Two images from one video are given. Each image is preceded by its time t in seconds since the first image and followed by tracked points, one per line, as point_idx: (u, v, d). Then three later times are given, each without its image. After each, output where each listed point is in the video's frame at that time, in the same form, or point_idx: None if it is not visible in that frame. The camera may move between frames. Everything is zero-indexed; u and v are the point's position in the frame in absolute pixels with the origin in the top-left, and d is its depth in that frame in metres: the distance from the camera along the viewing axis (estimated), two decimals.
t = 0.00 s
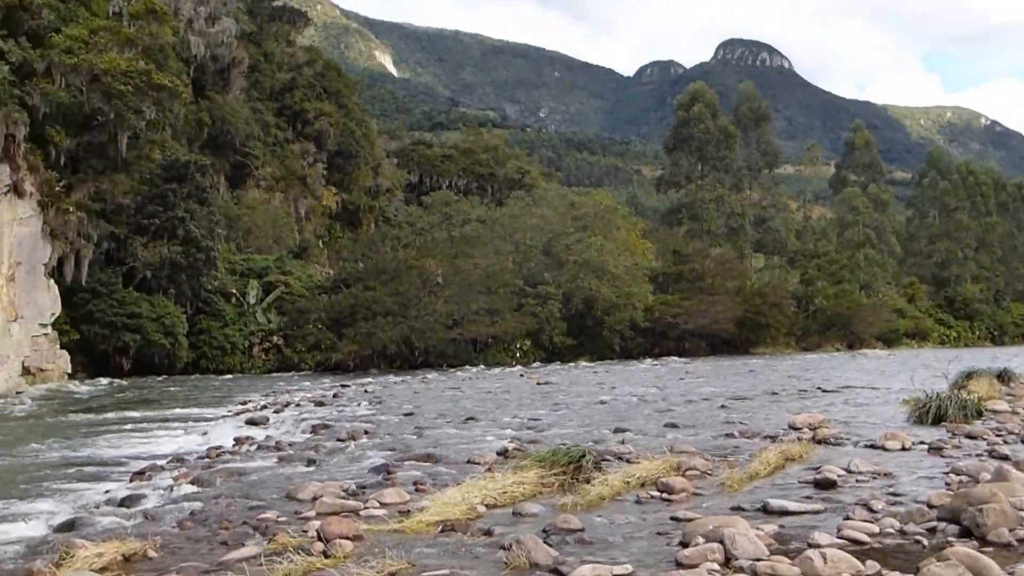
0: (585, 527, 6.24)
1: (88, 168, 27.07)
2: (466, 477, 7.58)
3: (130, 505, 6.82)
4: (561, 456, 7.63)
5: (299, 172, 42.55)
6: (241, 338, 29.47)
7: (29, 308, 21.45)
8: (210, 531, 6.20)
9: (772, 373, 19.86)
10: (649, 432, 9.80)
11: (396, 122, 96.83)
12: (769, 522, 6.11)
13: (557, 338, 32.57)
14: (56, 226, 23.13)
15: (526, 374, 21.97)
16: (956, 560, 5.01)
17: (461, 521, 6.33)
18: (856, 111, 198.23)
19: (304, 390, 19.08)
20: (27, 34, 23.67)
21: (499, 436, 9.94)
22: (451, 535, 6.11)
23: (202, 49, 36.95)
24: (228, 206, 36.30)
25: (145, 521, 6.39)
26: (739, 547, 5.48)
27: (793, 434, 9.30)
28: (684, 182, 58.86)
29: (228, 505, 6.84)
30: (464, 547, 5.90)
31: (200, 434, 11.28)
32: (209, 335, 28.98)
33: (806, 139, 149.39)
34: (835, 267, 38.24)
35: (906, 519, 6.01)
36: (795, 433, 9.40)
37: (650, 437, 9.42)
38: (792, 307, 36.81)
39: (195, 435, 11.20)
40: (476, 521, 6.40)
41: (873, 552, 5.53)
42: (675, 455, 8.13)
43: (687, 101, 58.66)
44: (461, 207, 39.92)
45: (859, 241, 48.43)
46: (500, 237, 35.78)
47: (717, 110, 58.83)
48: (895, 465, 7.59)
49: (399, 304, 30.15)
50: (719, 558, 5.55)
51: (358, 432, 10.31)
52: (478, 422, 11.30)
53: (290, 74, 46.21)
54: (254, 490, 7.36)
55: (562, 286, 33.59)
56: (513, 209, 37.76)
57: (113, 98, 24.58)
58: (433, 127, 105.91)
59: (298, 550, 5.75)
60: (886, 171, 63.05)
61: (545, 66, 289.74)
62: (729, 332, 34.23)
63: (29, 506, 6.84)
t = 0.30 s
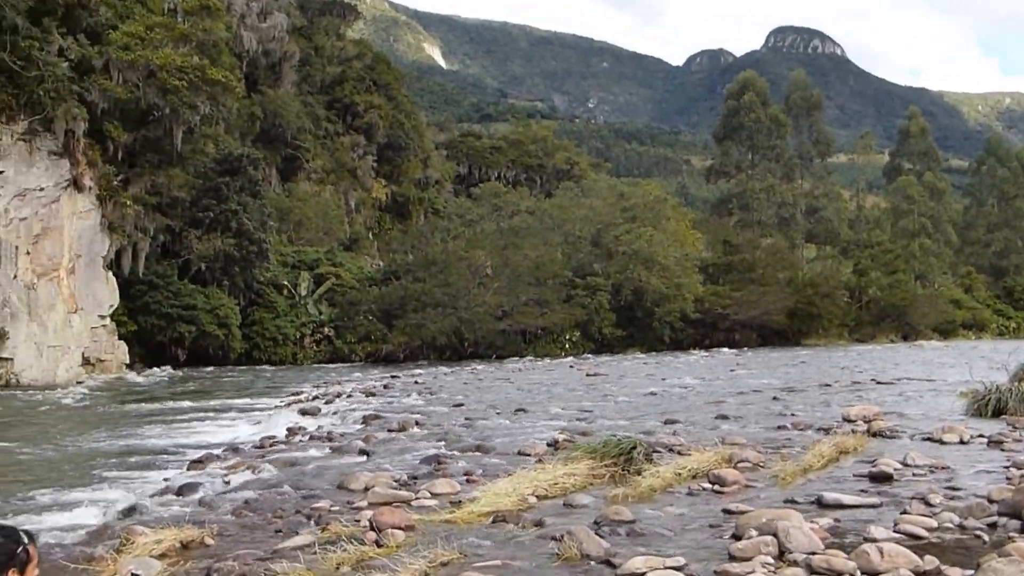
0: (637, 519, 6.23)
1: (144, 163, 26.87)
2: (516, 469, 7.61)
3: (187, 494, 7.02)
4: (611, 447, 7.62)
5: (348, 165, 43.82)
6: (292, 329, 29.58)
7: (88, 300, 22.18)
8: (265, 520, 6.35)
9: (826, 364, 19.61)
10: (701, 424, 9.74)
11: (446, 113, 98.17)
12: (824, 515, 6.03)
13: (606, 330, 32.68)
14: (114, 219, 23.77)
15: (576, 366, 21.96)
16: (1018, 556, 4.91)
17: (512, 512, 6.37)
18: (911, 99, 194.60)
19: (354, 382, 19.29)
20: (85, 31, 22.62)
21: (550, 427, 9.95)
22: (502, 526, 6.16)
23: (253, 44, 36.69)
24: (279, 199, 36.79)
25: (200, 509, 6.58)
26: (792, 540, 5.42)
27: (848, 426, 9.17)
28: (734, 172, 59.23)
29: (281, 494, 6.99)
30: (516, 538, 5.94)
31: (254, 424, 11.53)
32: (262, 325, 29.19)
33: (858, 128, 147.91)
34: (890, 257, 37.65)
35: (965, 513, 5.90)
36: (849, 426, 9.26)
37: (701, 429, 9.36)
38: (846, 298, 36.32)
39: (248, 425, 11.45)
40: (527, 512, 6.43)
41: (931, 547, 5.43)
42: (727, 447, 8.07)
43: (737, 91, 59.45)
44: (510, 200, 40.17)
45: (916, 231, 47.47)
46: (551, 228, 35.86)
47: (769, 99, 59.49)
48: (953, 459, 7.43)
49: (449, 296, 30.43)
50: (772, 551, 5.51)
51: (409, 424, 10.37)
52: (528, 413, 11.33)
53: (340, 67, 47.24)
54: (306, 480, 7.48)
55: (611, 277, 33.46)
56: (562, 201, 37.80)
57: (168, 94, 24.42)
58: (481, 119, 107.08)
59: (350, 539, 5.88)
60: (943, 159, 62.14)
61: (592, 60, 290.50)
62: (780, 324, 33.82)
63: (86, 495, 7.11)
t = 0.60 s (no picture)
0: (684, 511, 6.21)
1: (193, 156, 27.11)
2: (563, 460, 7.63)
3: (236, 482, 7.23)
4: (658, 439, 7.60)
5: (394, 158, 44.73)
6: (338, 320, 30.11)
7: (141, 292, 22.74)
8: (313, 509, 6.55)
9: (875, 355, 19.38)
10: (748, 415, 9.68)
11: (490, 104, 99.37)
12: (875, 509, 5.95)
13: (651, 321, 32.66)
14: (165, 212, 24.38)
15: (622, 356, 21.95)
16: None
17: (558, 503, 6.41)
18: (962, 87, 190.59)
19: (400, 373, 19.51)
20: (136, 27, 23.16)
21: (597, 418, 9.95)
22: (548, 517, 6.21)
23: (299, 37, 37.38)
24: (326, 191, 37.37)
25: (250, 498, 6.78)
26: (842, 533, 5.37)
27: (899, 419, 9.03)
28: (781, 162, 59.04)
29: (329, 485, 7.14)
30: (563, 530, 5.98)
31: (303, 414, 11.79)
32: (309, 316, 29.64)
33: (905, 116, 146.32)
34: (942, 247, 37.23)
35: (1022, 508, 5.77)
36: (900, 418, 9.12)
37: (748, 421, 9.29)
38: (895, 288, 35.86)
39: (295, 415, 11.71)
40: (574, 503, 6.46)
41: (986, 543, 5.32)
42: (775, 439, 8.00)
43: (785, 79, 59.50)
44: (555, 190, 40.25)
45: (967, 220, 46.78)
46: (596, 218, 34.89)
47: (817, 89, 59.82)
48: (1010, 454, 7.26)
49: (493, 288, 30.60)
50: (822, 545, 5.46)
51: (455, 414, 10.44)
52: (573, 404, 11.36)
53: (385, 59, 47.73)
54: (353, 470, 7.62)
55: (657, 269, 33.04)
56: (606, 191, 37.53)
57: (217, 88, 24.62)
58: (527, 110, 108.30)
59: (398, 529, 6.02)
60: (997, 147, 61.06)
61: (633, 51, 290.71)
62: (829, 315, 33.77)
63: (133, 482, 7.40)
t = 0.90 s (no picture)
0: (724, 501, 6.22)
1: (235, 146, 29.90)
2: (602, 450, 7.68)
3: (276, 471, 7.39)
4: (698, 429, 7.63)
5: (432, 148, 46.34)
6: (376, 310, 32.08)
7: (183, 283, 24.50)
8: (354, 497, 6.64)
9: (917, 346, 19.31)
10: (788, 406, 9.70)
11: (531, 95, 101.84)
12: (917, 501, 5.91)
13: (691, 311, 32.26)
14: (207, 203, 26.24)
15: (660, 346, 21.97)
16: None
17: (598, 493, 6.45)
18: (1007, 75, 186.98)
19: (439, 362, 19.75)
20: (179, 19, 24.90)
21: (637, 407, 10.02)
22: (588, 506, 6.26)
23: (339, 29, 39.23)
24: (366, 183, 38.96)
25: (289, 487, 6.90)
26: (883, 524, 5.33)
27: (941, 410, 8.97)
28: (822, 151, 58.74)
29: (368, 473, 7.27)
30: (602, 519, 6.02)
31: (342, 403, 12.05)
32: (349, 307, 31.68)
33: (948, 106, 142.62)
34: (983, 236, 36.98)
35: None
36: (942, 409, 9.07)
37: (788, 411, 9.29)
38: (937, 278, 35.64)
39: (336, 404, 11.99)
40: (613, 492, 6.50)
41: None
42: (815, 430, 7.97)
43: (826, 68, 59.90)
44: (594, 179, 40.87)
45: (1011, 209, 46.47)
46: (632, 209, 34.56)
47: (859, 76, 59.90)
48: None
49: (532, 278, 31.48)
50: (863, 535, 5.43)
51: (494, 404, 10.52)
52: (613, 394, 11.38)
53: (423, 50, 49.54)
54: (394, 459, 7.75)
55: (697, 259, 32.80)
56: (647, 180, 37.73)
57: (257, 80, 26.79)
58: (565, 101, 110.85)
59: (438, 518, 6.07)
60: None
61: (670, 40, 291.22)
62: (870, 305, 33.39)
63: (167, 472, 7.67)
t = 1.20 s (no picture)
0: (757, 491, 6.22)
1: (267, 137, 31.24)
2: (634, 438, 7.72)
3: (309, 459, 7.50)
4: (730, 418, 7.65)
5: (464, 138, 47.52)
6: (409, 300, 32.66)
7: (216, 273, 26.11)
8: (386, 485, 6.73)
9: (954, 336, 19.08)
10: (821, 396, 9.69)
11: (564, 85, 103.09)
12: (953, 491, 5.87)
13: (723, 301, 32.69)
14: (240, 193, 27.57)
15: (690, 337, 21.48)
16: None
17: (630, 482, 6.48)
18: None
19: (470, 353, 19.77)
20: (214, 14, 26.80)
21: (669, 397, 10.05)
22: (620, 495, 6.27)
23: (371, 19, 40.63)
24: (398, 172, 40.03)
25: (322, 475, 7.00)
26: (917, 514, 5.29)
27: (976, 400, 8.91)
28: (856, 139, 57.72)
29: (401, 463, 7.37)
30: (636, 508, 6.04)
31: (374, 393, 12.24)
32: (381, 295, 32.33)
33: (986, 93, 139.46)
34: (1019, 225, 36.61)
35: None
36: (978, 399, 9.00)
37: (822, 401, 9.28)
38: (972, 268, 35.33)
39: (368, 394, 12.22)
40: (645, 482, 6.53)
41: None
42: (848, 420, 7.95)
43: (861, 54, 59.51)
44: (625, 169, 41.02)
45: None
46: (666, 197, 34.86)
47: (894, 64, 59.83)
48: None
49: (563, 268, 31.77)
50: (898, 526, 5.40)
51: (526, 393, 10.60)
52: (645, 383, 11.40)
53: (455, 39, 51.29)
54: (427, 447, 7.86)
55: (729, 249, 33.02)
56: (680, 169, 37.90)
57: (289, 70, 28.08)
58: (596, 90, 111.92)
59: (471, 506, 6.13)
60: None
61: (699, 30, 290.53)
62: (904, 295, 33.08)
63: (192, 461, 7.81)
